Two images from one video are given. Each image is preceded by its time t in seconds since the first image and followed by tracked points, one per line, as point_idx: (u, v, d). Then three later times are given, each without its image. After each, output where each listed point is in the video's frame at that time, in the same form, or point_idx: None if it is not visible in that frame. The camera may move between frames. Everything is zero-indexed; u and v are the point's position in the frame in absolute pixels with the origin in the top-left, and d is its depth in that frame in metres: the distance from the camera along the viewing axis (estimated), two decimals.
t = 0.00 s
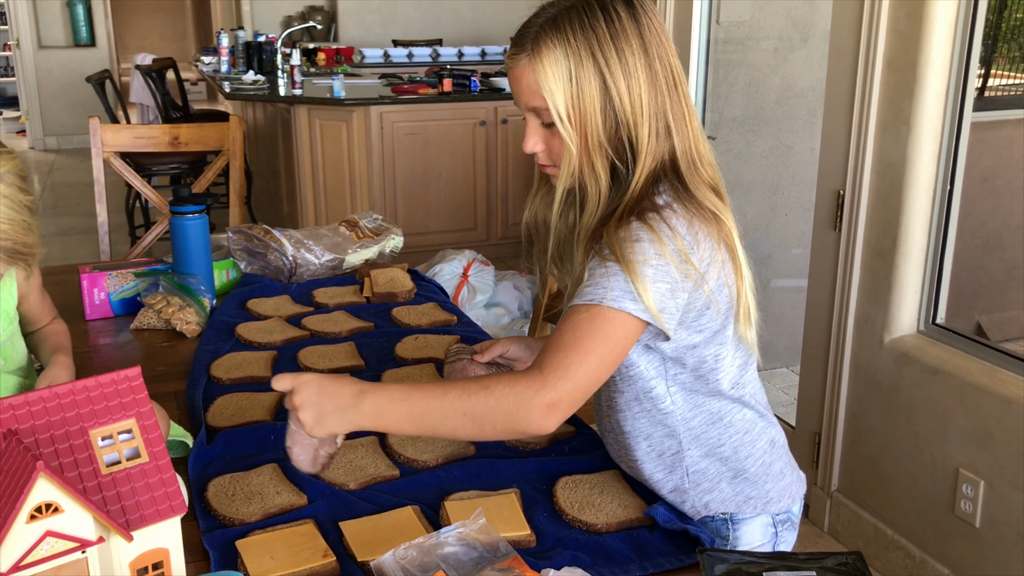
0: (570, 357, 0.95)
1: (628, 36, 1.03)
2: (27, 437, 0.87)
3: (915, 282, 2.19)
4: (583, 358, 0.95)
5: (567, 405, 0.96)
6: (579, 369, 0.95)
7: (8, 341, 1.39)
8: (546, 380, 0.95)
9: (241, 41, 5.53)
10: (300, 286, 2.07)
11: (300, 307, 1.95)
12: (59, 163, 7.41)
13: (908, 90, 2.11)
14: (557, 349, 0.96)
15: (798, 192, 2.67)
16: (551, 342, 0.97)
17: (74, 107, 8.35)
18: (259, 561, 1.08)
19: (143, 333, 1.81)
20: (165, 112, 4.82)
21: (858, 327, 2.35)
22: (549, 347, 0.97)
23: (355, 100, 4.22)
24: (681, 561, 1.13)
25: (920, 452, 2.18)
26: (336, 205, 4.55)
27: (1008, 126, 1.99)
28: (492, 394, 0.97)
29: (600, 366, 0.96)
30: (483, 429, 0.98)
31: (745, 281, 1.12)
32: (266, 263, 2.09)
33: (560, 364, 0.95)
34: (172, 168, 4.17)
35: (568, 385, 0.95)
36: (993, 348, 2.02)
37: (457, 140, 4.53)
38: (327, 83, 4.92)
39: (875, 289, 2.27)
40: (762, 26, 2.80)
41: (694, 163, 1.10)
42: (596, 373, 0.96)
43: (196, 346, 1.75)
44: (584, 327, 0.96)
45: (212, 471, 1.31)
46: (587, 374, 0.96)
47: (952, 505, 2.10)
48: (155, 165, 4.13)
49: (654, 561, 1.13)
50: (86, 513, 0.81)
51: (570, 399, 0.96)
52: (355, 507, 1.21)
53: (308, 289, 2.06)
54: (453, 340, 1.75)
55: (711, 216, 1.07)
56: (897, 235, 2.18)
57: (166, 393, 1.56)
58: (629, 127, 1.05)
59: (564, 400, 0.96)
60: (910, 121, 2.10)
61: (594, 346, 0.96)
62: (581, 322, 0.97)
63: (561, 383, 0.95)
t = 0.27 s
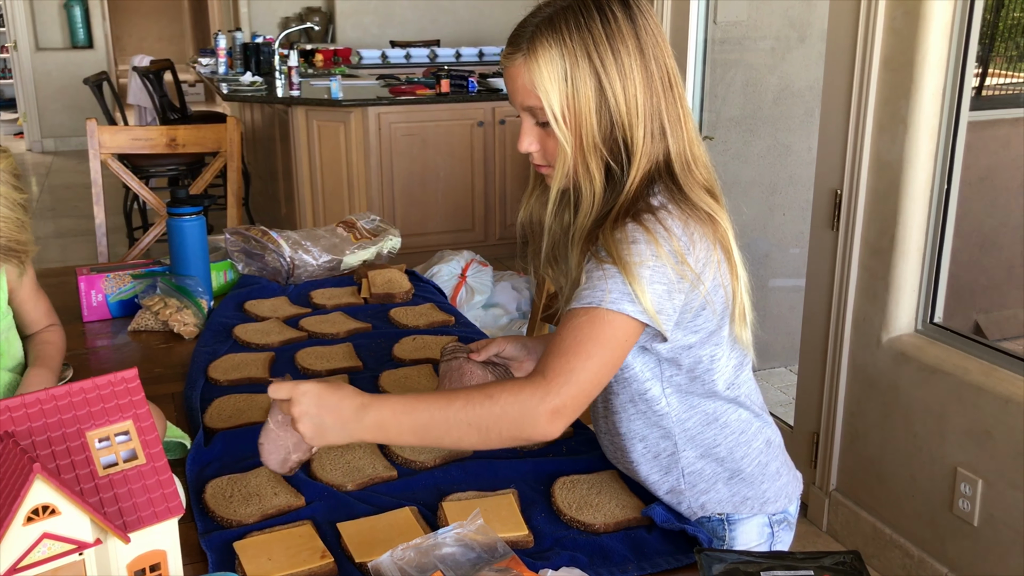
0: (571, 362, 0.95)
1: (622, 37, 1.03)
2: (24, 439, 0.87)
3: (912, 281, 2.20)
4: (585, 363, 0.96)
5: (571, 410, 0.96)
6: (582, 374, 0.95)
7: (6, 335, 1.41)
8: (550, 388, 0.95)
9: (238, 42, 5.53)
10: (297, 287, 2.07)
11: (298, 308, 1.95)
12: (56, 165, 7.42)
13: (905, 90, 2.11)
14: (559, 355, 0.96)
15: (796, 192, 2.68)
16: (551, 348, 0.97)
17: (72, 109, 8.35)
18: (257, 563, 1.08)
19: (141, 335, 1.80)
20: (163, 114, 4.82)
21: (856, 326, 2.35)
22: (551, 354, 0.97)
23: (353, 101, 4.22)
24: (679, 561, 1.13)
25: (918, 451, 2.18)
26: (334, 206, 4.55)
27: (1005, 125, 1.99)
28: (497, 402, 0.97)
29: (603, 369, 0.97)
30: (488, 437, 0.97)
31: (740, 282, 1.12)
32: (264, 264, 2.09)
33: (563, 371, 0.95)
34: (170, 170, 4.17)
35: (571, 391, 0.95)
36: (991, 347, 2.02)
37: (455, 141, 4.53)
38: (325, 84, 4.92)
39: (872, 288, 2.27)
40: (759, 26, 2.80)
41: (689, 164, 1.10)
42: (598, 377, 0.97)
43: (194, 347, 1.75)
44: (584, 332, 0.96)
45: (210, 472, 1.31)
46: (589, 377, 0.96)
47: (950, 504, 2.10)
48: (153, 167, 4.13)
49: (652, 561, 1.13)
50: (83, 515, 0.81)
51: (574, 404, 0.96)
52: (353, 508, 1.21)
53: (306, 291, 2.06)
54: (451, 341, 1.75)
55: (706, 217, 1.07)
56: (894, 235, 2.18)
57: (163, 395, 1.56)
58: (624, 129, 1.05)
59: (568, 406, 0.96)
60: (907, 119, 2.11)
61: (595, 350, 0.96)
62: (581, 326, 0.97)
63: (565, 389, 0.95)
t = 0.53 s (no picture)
0: (576, 370, 0.96)
1: (620, 41, 1.03)
2: (24, 440, 0.87)
3: (912, 282, 2.20)
4: (590, 371, 0.96)
5: (577, 418, 0.97)
6: (586, 382, 0.96)
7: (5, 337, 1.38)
8: (556, 397, 0.95)
9: (237, 43, 5.53)
10: (297, 288, 2.07)
11: (298, 309, 1.95)
12: (56, 166, 7.42)
13: (904, 91, 2.11)
14: (563, 364, 0.96)
15: (795, 192, 2.68)
16: (555, 356, 0.98)
17: (71, 110, 8.35)
18: (258, 563, 1.08)
19: (140, 336, 1.80)
20: (163, 115, 4.82)
21: (855, 327, 2.35)
22: (555, 362, 0.97)
23: (352, 102, 4.22)
24: (679, 561, 1.13)
25: (918, 452, 2.18)
26: (333, 207, 4.55)
27: (1003, 126, 2.00)
28: (502, 414, 0.97)
29: (607, 376, 0.97)
30: (495, 449, 0.97)
31: (740, 283, 1.12)
32: (264, 265, 2.09)
33: (568, 379, 0.95)
34: (169, 171, 4.17)
35: (578, 400, 0.96)
36: (989, 348, 2.02)
37: (454, 142, 4.54)
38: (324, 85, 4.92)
39: (871, 289, 2.27)
40: (758, 27, 2.80)
41: (687, 166, 1.10)
42: (603, 384, 0.97)
43: (193, 348, 1.75)
44: (587, 339, 0.97)
45: (211, 473, 1.31)
46: (593, 384, 0.96)
47: (950, 504, 2.10)
48: (152, 168, 4.13)
49: (652, 562, 1.13)
50: (83, 516, 0.81)
51: (580, 412, 0.96)
52: (353, 509, 1.21)
53: (306, 291, 2.07)
54: (451, 342, 1.76)
55: (705, 219, 1.07)
56: (893, 236, 2.18)
57: (163, 396, 1.56)
58: (622, 132, 1.05)
59: (573, 414, 0.96)
60: (906, 120, 2.11)
61: (598, 356, 0.96)
62: (584, 333, 0.97)
63: (570, 398, 0.95)
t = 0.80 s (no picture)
0: (575, 372, 0.96)
1: (620, 41, 1.03)
2: (25, 440, 0.87)
3: (913, 283, 2.20)
4: (589, 372, 0.96)
5: (576, 420, 0.96)
6: (586, 384, 0.96)
7: (5, 339, 1.38)
8: (555, 399, 0.95)
9: (238, 43, 5.53)
10: (298, 288, 2.07)
11: (299, 309, 1.95)
12: (57, 166, 7.42)
13: (905, 93, 2.11)
14: (562, 367, 0.96)
15: (796, 193, 2.67)
16: (553, 358, 0.98)
17: (72, 110, 8.34)
18: (259, 564, 1.08)
19: (141, 335, 1.80)
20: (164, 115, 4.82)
21: (856, 328, 2.35)
22: (554, 364, 0.97)
23: (353, 103, 4.22)
24: (680, 562, 1.13)
25: (919, 453, 2.18)
26: (334, 208, 4.55)
27: (1005, 128, 2.02)
28: (502, 417, 0.97)
29: (605, 378, 0.97)
30: (495, 452, 0.98)
31: (740, 284, 1.12)
32: (264, 265, 2.09)
33: (567, 382, 0.95)
34: (170, 171, 4.18)
35: (576, 402, 0.96)
36: (990, 349, 2.02)
37: (455, 142, 4.54)
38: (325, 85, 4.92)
39: (872, 290, 2.27)
40: (760, 28, 2.80)
41: (687, 167, 1.10)
42: (602, 385, 0.97)
43: (194, 348, 1.75)
44: (586, 340, 0.97)
45: (212, 473, 1.31)
46: (592, 386, 0.96)
47: (951, 505, 2.10)
48: (153, 168, 4.12)
49: (653, 562, 1.13)
50: (84, 515, 0.81)
51: (580, 413, 0.96)
52: (354, 510, 1.21)
53: (307, 291, 2.07)
54: (452, 342, 1.76)
55: (705, 220, 1.07)
56: (894, 237, 2.18)
57: (164, 396, 1.56)
58: (622, 133, 1.05)
59: (573, 416, 0.96)
60: (907, 121, 2.11)
61: (597, 358, 0.96)
62: (583, 335, 0.97)
63: (570, 400, 0.95)
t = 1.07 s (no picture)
0: (575, 374, 0.95)
1: (621, 42, 1.03)
2: (27, 438, 0.86)
3: (915, 283, 2.20)
4: (589, 374, 0.96)
5: (576, 421, 0.96)
6: (585, 385, 0.95)
7: (7, 342, 1.36)
8: (554, 401, 0.95)
9: (240, 43, 5.53)
10: (300, 287, 2.07)
11: (301, 308, 1.95)
12: (59, 166, 7.42)
13: (907, 93, 2.11)
14: (561, 368, 0.96)
15: (798, 193, 2.67)
16: (552, 359, 0.97)
17: (74, 109, 8.35)
18: (261, 563, 1.08)
19: (143, 334, 1.81)
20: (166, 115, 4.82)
21: (858, 328, 2.35)
22: (553, 366, 0.97)
23: (355, 103, 4.22)
24: (682, 561, 1.13)
25: (921, 454, 2.18)
26: (336, 207, 4.55)
27: (1007, 128, 1.99)
28: (503, 420, 0.97)
29: (605, 380, 0.97)
30: (495, 454, 0.98)
31: (742, 284, 1.12)
32: (266, 265, 2.09)
33: (566, 383, 0.95)
34: (172, 170, 4.18)
35: (575, 403, 0.95)
36: (992, 349, 2.02)
37: (457, 142, 4.54)
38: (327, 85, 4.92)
39: (875, 290, 2.27)
40: (762, 28, 2.80)
41: (688, 167, 1.10)
42: (602, 387, 0.97)
43: (196, 347, 1.75)
44: (586, 342, 0.97)
45: (214, 472, 1.31)
46: (592, 388, 0.96)
47: (953, 506, 2.10)
48: (155, 168, 4.13)
49: (655, 562, 1.13)
50: (86, 515, 0.81)
51: (579, 415, 0.96)
52: (356, 509, 1.21)
53: (309, 291, 2.07)
54: (454, 342, 1.75)
55: (707, 220, 1.06)
56: (897, 237, 2.18)
57: (166, 395, 1.56)
58: (623, 134, 1.05)
59: (572, 418, 0.96)
60: (910, 121, 2.11)
61: (597, 360, 0.96)
62: (583, 336, 0.97)
63: (569, 401, 0.95)
